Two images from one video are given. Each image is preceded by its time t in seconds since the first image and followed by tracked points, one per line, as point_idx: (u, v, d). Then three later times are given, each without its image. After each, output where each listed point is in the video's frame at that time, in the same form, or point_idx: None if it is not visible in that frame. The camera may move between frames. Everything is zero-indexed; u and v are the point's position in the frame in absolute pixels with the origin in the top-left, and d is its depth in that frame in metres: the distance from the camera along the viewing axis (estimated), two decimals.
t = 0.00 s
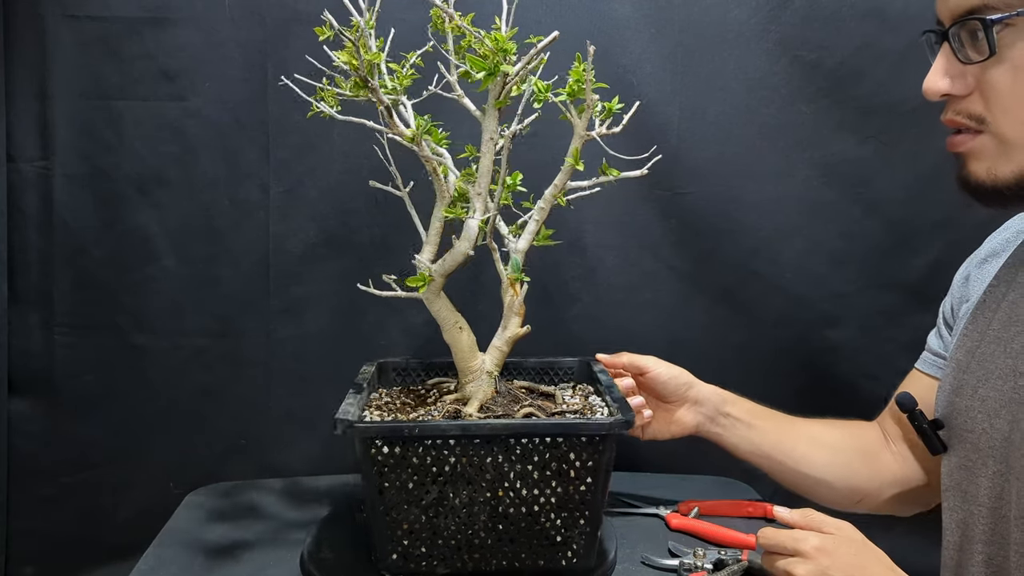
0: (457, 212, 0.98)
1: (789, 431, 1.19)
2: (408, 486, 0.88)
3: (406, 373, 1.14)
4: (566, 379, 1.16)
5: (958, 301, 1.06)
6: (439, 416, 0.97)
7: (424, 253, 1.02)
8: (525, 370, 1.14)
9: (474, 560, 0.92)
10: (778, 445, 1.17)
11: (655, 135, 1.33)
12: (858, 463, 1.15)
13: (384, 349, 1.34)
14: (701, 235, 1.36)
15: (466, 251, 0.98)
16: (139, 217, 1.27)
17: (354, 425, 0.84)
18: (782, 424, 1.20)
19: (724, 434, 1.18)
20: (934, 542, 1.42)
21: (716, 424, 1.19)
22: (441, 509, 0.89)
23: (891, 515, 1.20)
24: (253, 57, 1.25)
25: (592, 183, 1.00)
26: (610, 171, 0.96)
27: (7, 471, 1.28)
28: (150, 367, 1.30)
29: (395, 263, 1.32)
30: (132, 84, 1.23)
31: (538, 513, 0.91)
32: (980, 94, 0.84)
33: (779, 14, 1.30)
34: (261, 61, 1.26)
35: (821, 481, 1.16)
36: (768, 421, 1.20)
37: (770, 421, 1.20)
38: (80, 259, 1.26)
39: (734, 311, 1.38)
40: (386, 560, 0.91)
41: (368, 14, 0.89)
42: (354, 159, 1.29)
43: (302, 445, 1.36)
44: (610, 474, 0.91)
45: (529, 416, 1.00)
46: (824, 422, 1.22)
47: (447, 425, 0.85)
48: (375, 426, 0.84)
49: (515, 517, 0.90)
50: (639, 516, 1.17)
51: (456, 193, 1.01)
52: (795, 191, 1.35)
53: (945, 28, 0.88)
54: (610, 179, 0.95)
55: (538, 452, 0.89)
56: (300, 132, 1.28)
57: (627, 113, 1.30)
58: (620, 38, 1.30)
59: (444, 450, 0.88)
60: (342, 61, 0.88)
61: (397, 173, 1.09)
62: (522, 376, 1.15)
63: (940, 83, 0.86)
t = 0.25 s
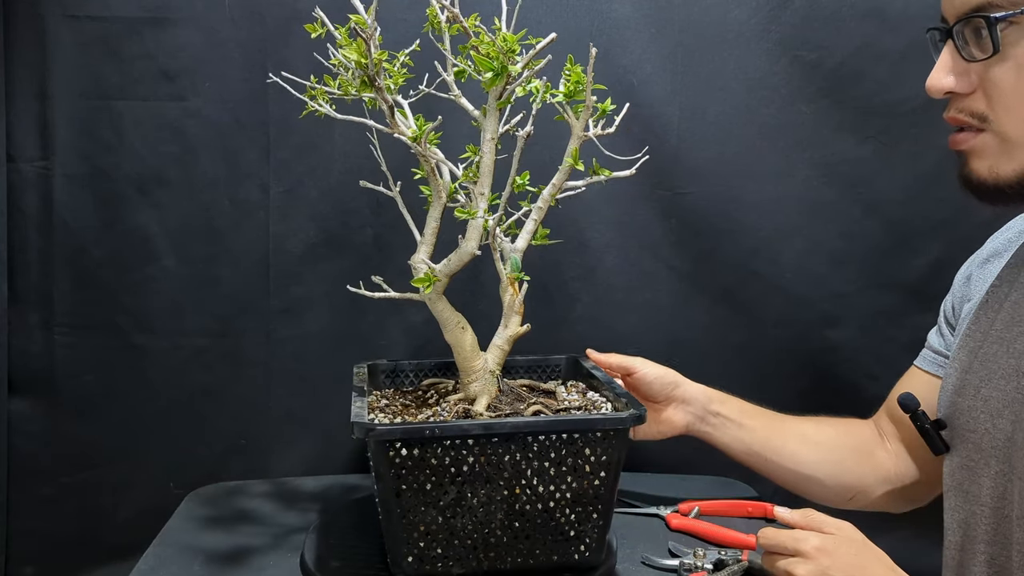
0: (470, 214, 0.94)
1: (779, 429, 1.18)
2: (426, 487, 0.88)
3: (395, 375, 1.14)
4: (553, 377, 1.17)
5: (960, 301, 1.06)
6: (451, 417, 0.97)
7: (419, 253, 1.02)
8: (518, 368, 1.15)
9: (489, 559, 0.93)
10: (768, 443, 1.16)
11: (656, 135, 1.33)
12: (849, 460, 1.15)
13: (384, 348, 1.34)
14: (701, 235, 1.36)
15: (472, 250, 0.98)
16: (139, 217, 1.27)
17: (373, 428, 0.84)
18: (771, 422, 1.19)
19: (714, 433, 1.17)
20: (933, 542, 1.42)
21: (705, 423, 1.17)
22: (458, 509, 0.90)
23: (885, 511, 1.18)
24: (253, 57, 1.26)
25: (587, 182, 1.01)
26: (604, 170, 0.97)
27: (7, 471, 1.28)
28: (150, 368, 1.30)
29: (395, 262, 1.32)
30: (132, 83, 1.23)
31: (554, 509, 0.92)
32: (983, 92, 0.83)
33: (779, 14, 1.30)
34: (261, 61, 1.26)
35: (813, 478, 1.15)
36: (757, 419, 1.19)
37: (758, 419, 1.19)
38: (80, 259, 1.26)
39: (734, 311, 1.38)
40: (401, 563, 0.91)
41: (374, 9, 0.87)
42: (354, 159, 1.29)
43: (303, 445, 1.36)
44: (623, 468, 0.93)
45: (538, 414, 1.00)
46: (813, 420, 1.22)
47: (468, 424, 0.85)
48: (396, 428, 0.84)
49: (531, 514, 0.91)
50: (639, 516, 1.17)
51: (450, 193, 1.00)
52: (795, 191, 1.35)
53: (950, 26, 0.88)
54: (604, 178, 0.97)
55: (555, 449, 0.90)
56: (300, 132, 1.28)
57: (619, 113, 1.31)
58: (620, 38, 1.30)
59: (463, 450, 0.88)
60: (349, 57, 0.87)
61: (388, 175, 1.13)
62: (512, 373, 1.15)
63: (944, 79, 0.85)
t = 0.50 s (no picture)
0: (471, 214, 0.94)
1: (830, 454, 1.17)
2: (426, 488, 0.88)
3: (394, 376, 1.14)
4: (552, 376, 1.17)
5: (962, 305, 1.06)
6: (451, 418, 0.97)
7: (419, 253, 1.02)
8: (517, 368, 1.16)
9: (490, 559, 0.93)
10: (819, 470, 1.16)
11: (656, 135, 1.33)
12: (895, 478, 1.13)
13: (384, 349, 1.34)
14: (701, 235, 1.36)
15: (472, 250, 0.99)
16: (139, 217, 1.27)
17: (374, 428, 0.84)
18: (824, 446, 1.18)
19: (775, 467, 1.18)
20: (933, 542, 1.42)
21: (766, 458, 1.18)
22: (459, 509, 0.90)
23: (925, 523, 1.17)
24: (253, 57, 1.26)
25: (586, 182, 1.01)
26: (603, 171, 0.97)
27: (7, 471, 1.28)
28: (150, 367, 1.30)
29: (395, 262, 1.32)
30: (132, 84, 1.23)
31: (555, 509, 0.92)
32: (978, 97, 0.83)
33: (779, 15, 1.30)
34: (261, 61, 1.26)
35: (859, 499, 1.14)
36: (813, 448, 1.18)
37: (812, 447, 1.18)
38: (80, 259, 1.26)
39: (734, 311, 1.38)
40: (402, 564, 0.91)
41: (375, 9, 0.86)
42: (354, 159, 1.29)
43: (303, 445, 1.36)
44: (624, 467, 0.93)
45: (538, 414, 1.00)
46: (861, 438, 1.21)
47: (470, 424, 0.86)
48: (398, 428, 0.84)
49: (532, 514, 0.91)
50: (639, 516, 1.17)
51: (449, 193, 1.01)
52: (795, 191, 1.35)
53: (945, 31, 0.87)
54: (603, 179, 0.97)
55: (556, 449, 0.90)
56: (300, 132, 1.28)
57: (616, 114, 1.30)
58: (620, 38, 1.30)
59: (464, 450, 0.88)
60: (350, 57, 0.87)
61: (387, 175, 1.14)
62: (512, 374, 1.16)
63: (939, 85, 0.85)
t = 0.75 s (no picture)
0: (471, 214, 0.94)
1: (872, 469, 1.13)
2: (426, 488, 0.88)
3: (394, 376, 1.14)
4: (551, 376, 1.17)
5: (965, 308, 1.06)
6: (451, 418, 0.97)
7: (419, 253, 1.02)
8: (517, 367, 1.16)
9: (490, 559, 0.93)
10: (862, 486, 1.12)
11: (656, 135, 1.33)
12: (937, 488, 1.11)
13: (384, 349, 1.34)
14: (701, 236, 1.36)
15: (473, 251, 0.99)
16: (139, 217, 1.27)
17: (375, 429, 0.84)
18: (865, 460, 1.14)
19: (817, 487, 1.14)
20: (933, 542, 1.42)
21: (808, 478, 1.14)
22: (459, 509, 0.90)
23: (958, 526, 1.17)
24: (253, 57, 1.26)
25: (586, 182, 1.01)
26: (603, 171, 0.97)
27: (7, 471, 1.28)
28: (150, 368, 1.30)
29: (395, 262, 1.32)
30: (132, 83, 1.23)
31: (555, 509, 0.92)
32: (967, 109, 0.81)
33: (779, 15, 1.31)
34: (261, 61, 1.26)
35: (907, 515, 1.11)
36: (857, 464, 1.14)
37: (856, 463, 1.14)
38: (80, 259, 1.26)
39: (734, 311, 1.38)
40: (402, 564, 0.91)
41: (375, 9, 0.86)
42: (354, 159, 1.29)
43: (303, 445, 1.36)
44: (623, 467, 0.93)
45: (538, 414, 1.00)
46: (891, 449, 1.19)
47: (470, 424, 0.86)
48: (397, 428, 0.84)
49: (532, 514, 0.91)
50: (639, 516, 1.17)
51: (450, 193, 1.01)
52: (795, 191, 1.35)
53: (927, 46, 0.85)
54: (603, 179, 0.97)
55: (556, 449, 0.90)
56: (300, 132, 1.28)
57: (616, 114, 1.30)
58: (620, 38, 1.30)
59: (464, 450, 0.88)
60: (350, 57, 0.87)
61: (387, 175, 1.14)
62: (512, 374, 1.16)
63: (924, 101, 0.83)
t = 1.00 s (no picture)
0: (471, 214, 0.94)
1: (875, 472, 1.13)
2: (426, 488, 0.88)
3: (394, 376, 1.14)
4: (552, 377, 1.17)
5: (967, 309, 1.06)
6: (451, 417, 0.97)
7: (419, 253, 1.02)
8: (518, 368, 1.16)
9: (490, 559, 0.93)
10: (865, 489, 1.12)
11: (656, 135, 1.33)
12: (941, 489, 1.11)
13: (384, 349, 1.34)
14: (701, 236, 1.36)
15: (473, 251, 0.99)
16: (139, 217, 1.27)
17: (374, 429, 0.84)
18: (867, 462, 1.14)
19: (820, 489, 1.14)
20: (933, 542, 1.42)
21: (811, 480, 1.14)
22: (459, 509, 0.90)
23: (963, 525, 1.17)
24: (253, 57, 1.26)
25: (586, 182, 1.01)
26: (602, 171, 0.97)
27: (8, 471, 1.28)
28: (150, 367, 1.30)
29: (395, 262, 1.32)
30: (132, 83, 1.23)
31: (555, 509, 0.92)
32: (958, 116, 0.80)
33: (779, 15, 1.30)
34: (261, 61, 1.26)
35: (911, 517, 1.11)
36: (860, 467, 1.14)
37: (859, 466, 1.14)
38: (80, 259, 1.26)
39: (734, 311, 1.38)
40: (402, 564, 0.91)
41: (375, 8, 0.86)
42: (354, 159, 1.29)
43: (303, 445, 1.36)
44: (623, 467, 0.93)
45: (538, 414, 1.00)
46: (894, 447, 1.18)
47: (470, 424, 0.86)
48: (397, 428, 0.84)
49: (532, 514, 0.91)
50: (639, 516, 1.17)
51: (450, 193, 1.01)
52: (795, 191, 1.35)
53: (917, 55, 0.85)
54: (602, 179, 0.97)
55: (556, 449, 0.90)
56: (300, 132, 1.28)
57: (616, 113, 1.30)
58: (620, 38, 1.30)
59: (464, 450, 0.88)
60: (350, 57, 0.87)
61: (388, 175, 1.14)
62: (512, 374, 1.16)
63: (913, 110, 0.82)
